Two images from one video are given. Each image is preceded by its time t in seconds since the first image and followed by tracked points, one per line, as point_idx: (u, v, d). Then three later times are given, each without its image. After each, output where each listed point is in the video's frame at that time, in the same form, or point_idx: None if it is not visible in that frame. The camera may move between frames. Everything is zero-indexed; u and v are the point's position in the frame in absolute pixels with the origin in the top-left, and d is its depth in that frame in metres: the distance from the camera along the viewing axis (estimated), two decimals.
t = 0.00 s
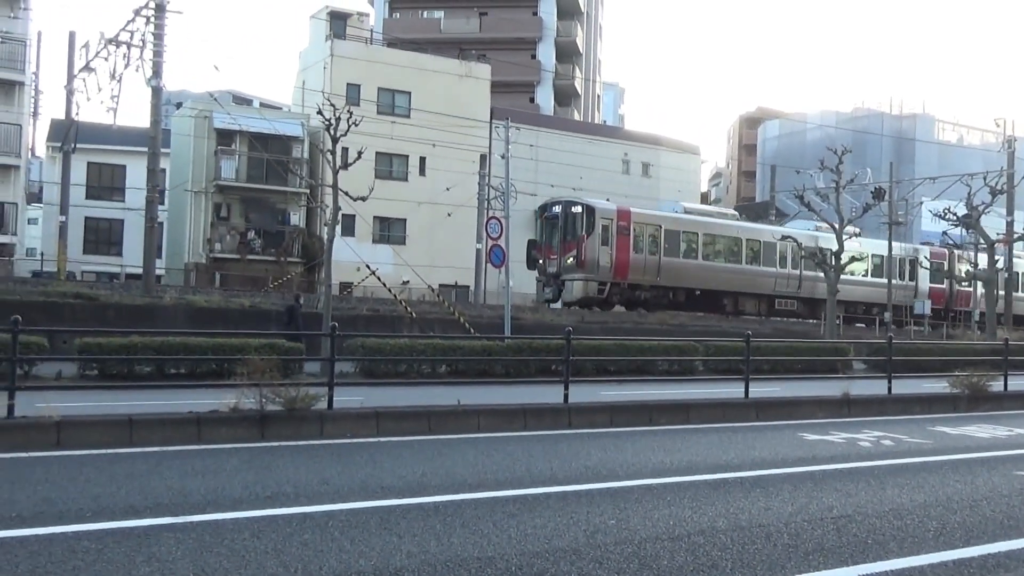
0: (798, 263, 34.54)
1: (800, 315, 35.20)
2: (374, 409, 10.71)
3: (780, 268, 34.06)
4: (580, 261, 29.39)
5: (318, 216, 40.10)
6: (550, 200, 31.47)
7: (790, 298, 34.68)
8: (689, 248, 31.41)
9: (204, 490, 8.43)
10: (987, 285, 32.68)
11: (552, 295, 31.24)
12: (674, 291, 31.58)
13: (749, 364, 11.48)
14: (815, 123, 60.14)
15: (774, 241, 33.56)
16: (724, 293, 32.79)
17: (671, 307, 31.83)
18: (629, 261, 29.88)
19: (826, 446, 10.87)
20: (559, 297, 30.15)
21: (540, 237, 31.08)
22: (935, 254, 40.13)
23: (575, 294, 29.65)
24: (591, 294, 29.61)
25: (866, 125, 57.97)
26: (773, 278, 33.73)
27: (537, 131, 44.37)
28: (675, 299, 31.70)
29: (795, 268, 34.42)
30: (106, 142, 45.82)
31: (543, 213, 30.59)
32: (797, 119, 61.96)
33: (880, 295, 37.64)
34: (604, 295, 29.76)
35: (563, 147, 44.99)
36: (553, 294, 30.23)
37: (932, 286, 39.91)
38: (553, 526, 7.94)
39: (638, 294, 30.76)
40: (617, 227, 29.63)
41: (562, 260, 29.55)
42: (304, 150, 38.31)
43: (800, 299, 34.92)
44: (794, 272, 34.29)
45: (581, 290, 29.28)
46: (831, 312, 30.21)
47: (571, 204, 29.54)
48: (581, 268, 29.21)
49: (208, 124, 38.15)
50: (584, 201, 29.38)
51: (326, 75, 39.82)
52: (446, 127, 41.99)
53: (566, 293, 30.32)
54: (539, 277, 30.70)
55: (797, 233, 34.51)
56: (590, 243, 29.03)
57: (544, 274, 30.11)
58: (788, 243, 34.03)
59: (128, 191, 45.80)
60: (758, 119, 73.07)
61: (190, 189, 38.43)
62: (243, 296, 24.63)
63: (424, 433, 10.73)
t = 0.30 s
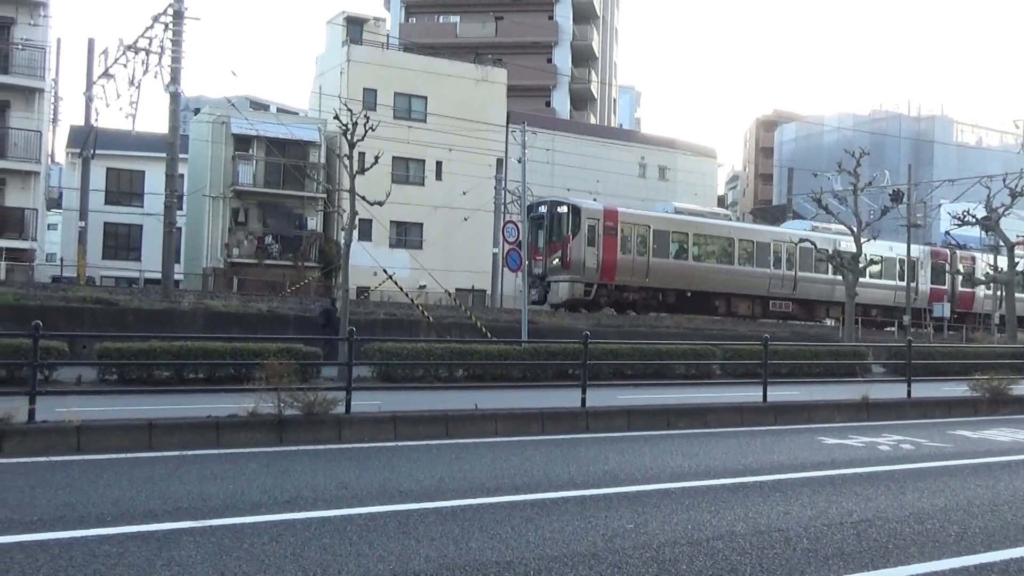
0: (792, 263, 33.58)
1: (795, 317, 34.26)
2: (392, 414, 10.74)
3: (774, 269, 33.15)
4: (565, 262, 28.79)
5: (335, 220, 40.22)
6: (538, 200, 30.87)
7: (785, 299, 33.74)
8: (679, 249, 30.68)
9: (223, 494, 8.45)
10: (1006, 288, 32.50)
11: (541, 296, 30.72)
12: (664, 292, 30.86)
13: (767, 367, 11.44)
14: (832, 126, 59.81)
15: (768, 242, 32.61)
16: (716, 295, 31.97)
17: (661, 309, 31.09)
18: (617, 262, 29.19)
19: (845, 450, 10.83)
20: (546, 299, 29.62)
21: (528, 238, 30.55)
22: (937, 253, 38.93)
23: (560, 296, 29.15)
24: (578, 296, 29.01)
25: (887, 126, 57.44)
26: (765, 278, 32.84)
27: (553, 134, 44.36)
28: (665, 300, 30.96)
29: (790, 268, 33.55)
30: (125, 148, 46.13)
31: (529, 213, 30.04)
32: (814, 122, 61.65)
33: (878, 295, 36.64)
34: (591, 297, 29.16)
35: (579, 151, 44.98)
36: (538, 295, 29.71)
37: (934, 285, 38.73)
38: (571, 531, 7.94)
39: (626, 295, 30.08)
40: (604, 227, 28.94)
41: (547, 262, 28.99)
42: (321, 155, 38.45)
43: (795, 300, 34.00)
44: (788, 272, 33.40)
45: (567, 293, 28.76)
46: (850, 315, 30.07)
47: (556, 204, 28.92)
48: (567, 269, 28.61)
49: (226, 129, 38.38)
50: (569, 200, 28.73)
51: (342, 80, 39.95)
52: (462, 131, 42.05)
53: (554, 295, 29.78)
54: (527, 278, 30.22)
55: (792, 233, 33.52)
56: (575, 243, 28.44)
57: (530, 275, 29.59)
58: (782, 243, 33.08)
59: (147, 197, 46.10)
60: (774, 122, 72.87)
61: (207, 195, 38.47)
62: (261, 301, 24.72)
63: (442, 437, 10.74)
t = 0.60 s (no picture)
0: (788, 264, 32.80)
1: (792, 318, 33.48)
2: (410, 417, 10.76)
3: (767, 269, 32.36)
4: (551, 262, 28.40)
5: (353, 224, 40.34)
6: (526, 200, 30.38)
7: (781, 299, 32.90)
8: (669, 250, 30.21)
9: (242, 498, 8.49)
10: None
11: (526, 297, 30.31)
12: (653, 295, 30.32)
13: (787, 370, 11.40)
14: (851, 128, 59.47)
15: (762, 241, 31.92)
16: (709, 295, 31.35)
17: (652, 310, 30.56)
18: (604, 262, 28.80)
19: (866, 453, 10.77)
20: (531, 300, 29.21)
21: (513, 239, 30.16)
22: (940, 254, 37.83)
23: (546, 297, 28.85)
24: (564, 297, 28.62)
25: (905, 129, 57.75)
26: (759, 279, 32.15)
27: (570, 138, 44.40)
28: (655, 302, 30.46)
29: (785, 268, 32.70)
30: (144, 153, 46.42)
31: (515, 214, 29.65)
32: (833, 125, 61.33)
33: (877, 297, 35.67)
34: (577, 298, 28.81)
35: (597, 154, 44.95)
36: (523, 297, 29.31)
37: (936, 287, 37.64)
38: (591, 535, 7.93)
39: (614, 297, 29.69)
40: (591, 227, 28.58)
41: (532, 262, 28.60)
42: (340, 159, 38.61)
43: (791, 300, 33.22)
44: (783, 272, 32.65)
45: (552, 294, 28.48)
46: (870, 318, 29.89)
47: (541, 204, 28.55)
48: (553, 271, 28.21)
49: (245, 134, 38.61)
50: (555, 200, 28.38)
51: (360, 84, 40.11)
52: (481, 135, 42.12)
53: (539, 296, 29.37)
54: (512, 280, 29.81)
55: (788, 233, 32.74)
56: (561, 244, 28.10)
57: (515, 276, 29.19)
58: (776, 243, 32.35)
59: (166, 202, 46.37)
60: (792, 124, 72.62)
61: (228, 200, 38.92)
62: (280, 305, 24.81)
63: (460, 441, 10.75)
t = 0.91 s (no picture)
0: (784, 264, 31.94)
1: (788, 319, 32.67)
2: (431, 421, 10.77)
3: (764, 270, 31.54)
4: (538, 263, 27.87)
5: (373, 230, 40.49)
6: (508, 203, 29.97)
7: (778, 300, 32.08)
8: (661, 250, 29.45)
9: (264, 502, 8.52)
10: None
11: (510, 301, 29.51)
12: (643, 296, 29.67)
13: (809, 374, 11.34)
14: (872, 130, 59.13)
15: (756, 241, 31.14)
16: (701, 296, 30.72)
17: (643, 311, 29.91)
18: (591, 263, 28.16)
19: (889, 457, 10.70)
20: (516, 303, 28.44)
21: (498, 241, 29.63)
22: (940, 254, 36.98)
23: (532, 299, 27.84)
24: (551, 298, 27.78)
25: (926, 130, 57.24)
26: (754, 279, 31.36)
27: (589, 141, 44.33)
28: (646, 303, 29.79)
29: (781, 268, 31.85)
30: (166, 159, 46.70)
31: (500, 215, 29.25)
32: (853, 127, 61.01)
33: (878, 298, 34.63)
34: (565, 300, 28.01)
35: (616, 158, 44.89)
36: (509, 300, 28.61)
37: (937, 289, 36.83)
38: (612, 539, 7.91)
39: (603, 298, 29.02)
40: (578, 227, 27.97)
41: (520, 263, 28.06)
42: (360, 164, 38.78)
43: (787, 301, 32.40)
44: (779, 272, 31.80)
45: (541, 295, 27.45)
46: (892, 320, 29.73)
47: (529, 204, 28.18)
48: (539, 271, 27.50)
49: (265, 140, 38.84)
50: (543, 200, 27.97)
51: (379, 89, 40.25)
52: (500, 140, 42.17)
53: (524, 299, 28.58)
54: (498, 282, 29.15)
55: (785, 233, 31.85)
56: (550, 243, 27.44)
57: (500, 278, 28.58)
58: (772, 243, 31.57)
59: (187, 208, 46.64)
60: (812, 127, 72.34)
61: (248, 206, 39.18)
62: (300, 310, 24.90)
63: (481, 445, 10.76)
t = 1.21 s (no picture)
0: (780, 265, 31.51)
1: (785, 322, 32.23)
2: (452, 426, 10.79)
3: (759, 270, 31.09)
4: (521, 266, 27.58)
5: (393, 235, 40.61)
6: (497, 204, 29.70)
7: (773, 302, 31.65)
8: (652, 252, 29.13)
9: (286, 507, 8.56)
10: None
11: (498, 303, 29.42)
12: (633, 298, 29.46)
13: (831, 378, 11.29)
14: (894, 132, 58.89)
15: (750, 242, 30.72)
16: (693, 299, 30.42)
17: (633, 314, 29.80)
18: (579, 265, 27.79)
19: (912, 462, 10.63)
20: (503, 305, 28.32)
21: (484, 242, 29.47)
22: (946, 254, 36.14)
23: (519, 302, 27.71)
24: (536, 301, 27.60)
25: (949, 132, 57.11)
26: (749, 281, 30.94)
27: (609, 145, 44.31)
28: (636, 306, 29.67)
29: (777, 269, 31.40)
30: (188, 166, 47.02)
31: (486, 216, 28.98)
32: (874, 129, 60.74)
33: (879, 300, 33.89)
34: (552, 303, 27.80)
35: (637, 162, 44.85)
36: (495, 302, 28.48)
37: (941, 290, 36.03)
38: (634, 544, 7.90)
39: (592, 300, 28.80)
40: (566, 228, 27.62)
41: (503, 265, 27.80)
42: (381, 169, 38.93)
43: (783, 303, 31.92)
44: (775, 273, 31.32)
45: (526, 299, 27.34)
46: (915, 324, 29.58)
47: (513, 205, 27.83)
48: (524, 274, 27.28)
49: (286, 146, 39.08)
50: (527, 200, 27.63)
51: (399, 95, 40.37)
52: (520, 144, 42.22)
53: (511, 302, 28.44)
54: (485, 284, 29.04)
55: (779, 233, 31.41)
56: (534, 246, 27.07)
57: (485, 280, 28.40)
58: (768, 243, 31.07)
59: (209, 214, 46.90)
60: (833, 129, 71.91)
61: (269, 212, 39.49)
62: (321, 315, 25.00)
63: (503, 450, 10.76)
